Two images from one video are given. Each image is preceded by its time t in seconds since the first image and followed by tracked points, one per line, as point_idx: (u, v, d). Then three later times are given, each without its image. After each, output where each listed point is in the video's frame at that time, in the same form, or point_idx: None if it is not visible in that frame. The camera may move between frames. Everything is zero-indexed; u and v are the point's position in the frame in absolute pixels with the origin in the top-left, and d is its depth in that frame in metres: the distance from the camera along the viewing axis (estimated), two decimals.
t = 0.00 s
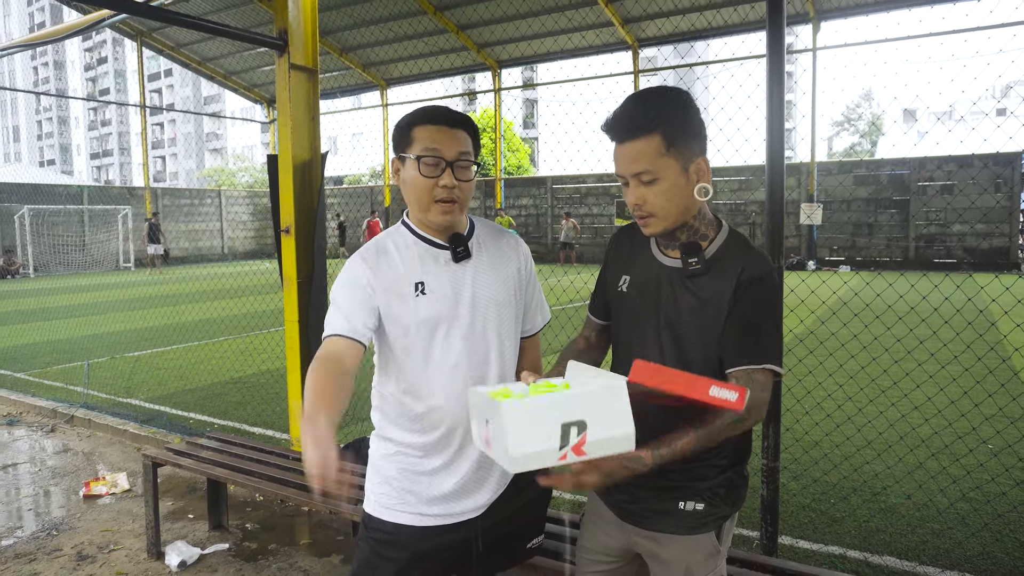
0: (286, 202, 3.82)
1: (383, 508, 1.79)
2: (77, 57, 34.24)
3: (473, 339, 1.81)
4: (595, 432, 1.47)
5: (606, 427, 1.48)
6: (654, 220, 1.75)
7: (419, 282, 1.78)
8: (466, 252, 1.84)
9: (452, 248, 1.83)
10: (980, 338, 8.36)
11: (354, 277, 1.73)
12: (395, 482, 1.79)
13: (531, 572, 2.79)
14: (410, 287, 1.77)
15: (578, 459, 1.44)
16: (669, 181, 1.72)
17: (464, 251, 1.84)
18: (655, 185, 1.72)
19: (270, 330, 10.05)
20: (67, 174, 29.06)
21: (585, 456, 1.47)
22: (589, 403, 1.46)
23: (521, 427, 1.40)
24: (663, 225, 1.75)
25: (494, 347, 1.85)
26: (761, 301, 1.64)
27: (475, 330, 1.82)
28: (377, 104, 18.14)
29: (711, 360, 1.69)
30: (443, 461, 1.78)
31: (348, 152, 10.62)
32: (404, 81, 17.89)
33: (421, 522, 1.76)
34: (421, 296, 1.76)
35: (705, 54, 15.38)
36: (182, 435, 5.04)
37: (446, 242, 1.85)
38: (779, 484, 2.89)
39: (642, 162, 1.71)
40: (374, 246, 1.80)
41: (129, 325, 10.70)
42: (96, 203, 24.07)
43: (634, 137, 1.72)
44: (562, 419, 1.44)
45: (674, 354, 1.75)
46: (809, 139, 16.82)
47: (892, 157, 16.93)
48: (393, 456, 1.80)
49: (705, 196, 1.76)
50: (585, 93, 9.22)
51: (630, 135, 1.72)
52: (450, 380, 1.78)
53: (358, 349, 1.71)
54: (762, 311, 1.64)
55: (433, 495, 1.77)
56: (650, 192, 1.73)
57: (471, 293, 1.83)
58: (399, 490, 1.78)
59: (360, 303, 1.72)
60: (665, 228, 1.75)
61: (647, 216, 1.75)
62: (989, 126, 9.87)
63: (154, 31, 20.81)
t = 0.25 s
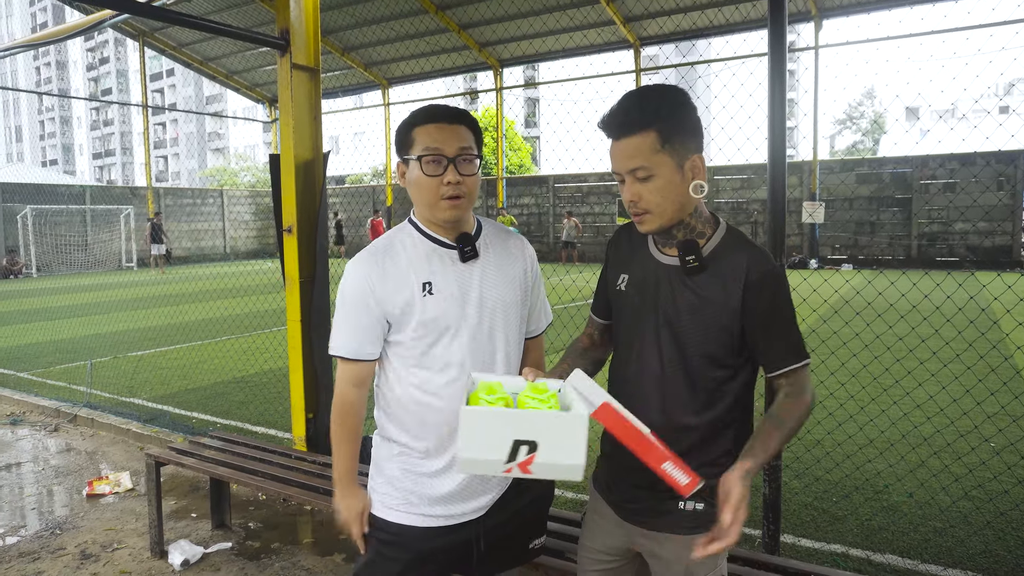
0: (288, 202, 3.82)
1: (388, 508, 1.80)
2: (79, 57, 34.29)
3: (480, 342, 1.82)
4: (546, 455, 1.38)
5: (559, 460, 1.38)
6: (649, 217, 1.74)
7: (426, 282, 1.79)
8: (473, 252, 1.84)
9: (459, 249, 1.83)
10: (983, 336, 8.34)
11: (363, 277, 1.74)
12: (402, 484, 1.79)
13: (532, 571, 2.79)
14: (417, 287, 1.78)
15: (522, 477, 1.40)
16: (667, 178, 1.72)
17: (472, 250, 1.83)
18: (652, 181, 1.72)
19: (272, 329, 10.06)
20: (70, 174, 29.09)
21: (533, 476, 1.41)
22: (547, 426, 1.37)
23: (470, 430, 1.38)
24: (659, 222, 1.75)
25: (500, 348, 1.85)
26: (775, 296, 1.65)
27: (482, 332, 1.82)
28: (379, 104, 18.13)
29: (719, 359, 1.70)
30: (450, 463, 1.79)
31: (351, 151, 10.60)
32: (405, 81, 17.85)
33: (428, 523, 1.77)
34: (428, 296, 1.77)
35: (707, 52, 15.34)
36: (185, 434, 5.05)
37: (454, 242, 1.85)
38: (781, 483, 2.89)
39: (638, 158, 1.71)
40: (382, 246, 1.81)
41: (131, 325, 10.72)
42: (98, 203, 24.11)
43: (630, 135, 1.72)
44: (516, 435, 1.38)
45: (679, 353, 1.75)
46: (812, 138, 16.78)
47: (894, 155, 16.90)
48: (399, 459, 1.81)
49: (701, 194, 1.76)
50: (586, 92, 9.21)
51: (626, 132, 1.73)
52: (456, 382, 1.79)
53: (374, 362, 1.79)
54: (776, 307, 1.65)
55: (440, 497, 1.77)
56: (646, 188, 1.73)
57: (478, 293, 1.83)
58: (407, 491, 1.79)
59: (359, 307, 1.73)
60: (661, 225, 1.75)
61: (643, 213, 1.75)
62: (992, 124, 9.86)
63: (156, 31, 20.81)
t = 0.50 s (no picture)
0: (291, 202, 3.83)
1: (384, 506, 1.82)
2: (82, 58, 34.37)
3: (477, 343, 1.82)
4: (529, 464, 1.43)
5: (541, 472, 1.43)
6: (657, 215, 1.75)
7: (422, 283, 1.80)
8: (473, 253, 1.83)
9: (459, 249, 1.83)
10: (986, 334, 8.32)
11: (357, 278, 1.81)
12: (398, 484, 1.82)
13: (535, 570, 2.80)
14: (414, 288, 1.80)
15: (507, 484, 1.45)
16: (673, 175, 1.72)
17: (471, 251, 1.83)
18: (660, 178, 1.72)
19: (275, 329, 10.07)
20: (73, 175, 29.14)
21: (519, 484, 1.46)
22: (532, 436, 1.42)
23: (454, 440, 1.45)
24: (665, 220, 1.75)
25: (500, 349, 1.85)
26: (779, 291, 1.68)
27: (478, 333, 1.82)
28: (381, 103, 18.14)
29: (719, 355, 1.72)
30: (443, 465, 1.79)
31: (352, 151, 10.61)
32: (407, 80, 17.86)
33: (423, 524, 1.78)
34: (424, 296, 1.79)
35: (709, 50, 15.31)
36: (188, 434, 5.06)
37: (454, 242, 1.84)
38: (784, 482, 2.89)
39: (648, 156, 1.71)
40: (381, 248, 1.84)
41: (135, 325, 10.75)
42: (101, 204, 24.16)
43: (637, 132, 1.72)
44: (498, 444, 1.43)
45: (680, 351, 1.75)
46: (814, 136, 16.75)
47: (897, 153, 16.86)
48: (396, 459, 1.84)
49: (709, 191, 1.76)
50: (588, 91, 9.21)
51: (633, 129, 1.73)
52: (448, 383, 1.79)
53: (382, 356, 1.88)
54: (779, 303, 1.68)
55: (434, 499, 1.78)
56: (654, 185, 1.73)
57: (476, 295, 1.83)
58: (403, 491, 1.81)
59: (359, 309, 1.81)
60: (668, 223, 1.76)
61: (650, 210, 1.76)
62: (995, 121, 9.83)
63: (158, 31, 20.84)
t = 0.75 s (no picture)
0: (292, 202, 3.83)
1: (379, 504, 1.85)
2: (83, 58, 34.39)
3: (472, 338, 1.82)
4: (587, 480, 1.38)
5: (602, 487, 1.38)
6: (659, 211, 1.75)
7: (420, 276, 1.81)
8: (472, 248, 1.84)
9: (459, 244, 1.84)
10: (988, 333, 8.30)
11: (357, 270, 1.80)
12: (391, 479, 1.84)
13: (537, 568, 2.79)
14: (411, 280, 1.80)
15: (565, 501, 1.40)
16: (676, 171, 1.72)
17: (470, 246, 1.84)
18: (663, 175, 1.72)
19: (278, 328, 10.08)
20: (75, 174, 29.20)
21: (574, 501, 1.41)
22: (588, 452, 1.37)
23: (515, 456, 1.39)
24: (668, 216, 1.76)
25: (497, 345, 1.85)
26: (768, 290, 1.67)
27: (474, 329, 1.82)
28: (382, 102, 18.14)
29: (713, 353, 1.72)
30: (435, 462, 1.81)
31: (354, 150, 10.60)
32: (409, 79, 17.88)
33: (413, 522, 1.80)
34: (420, 290, 1.79)
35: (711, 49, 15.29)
36: (191, 433, 5.07)
37: (454, 237, 1.86)
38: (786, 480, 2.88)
39: (651, 151, 1.71)
40: (382, 241, 1.85)
41: (137, 325, 10.76)
42: (103, 203, 24.19)
43: (640, 128, 1.72)
44: (553, 461, 1.38)
45: (677, 349, 1.76)
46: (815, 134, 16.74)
47: (899, 151, 16.81)
48: (389, 455, 1.86)
49: (711, 188, 1.76)
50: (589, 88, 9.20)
51: (637, 125, 1.72)
52: (441, 378, 1.80)
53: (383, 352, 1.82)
54: (766, 304, 1.67)
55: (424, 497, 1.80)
56: (657, 181, 1.73)
57: (473, 291, 1.83)
58: (395, 488, 1.83)
59: (363, 300, 1.79)
60: (670, 219, 1.76)
61: (653, 206, 1.76)
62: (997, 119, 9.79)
63: (160, 31, 20.86)
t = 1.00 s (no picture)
0: (293, 200, 3.83)
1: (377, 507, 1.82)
2: (85, 55, 34.38)
3: (475, 335, 1.82)
4: (582, 486, 1.40)
5: (597, 492, 1.40)
6: (658, 210, 1.75)
7: (422, 272, 1.79)
8: (473, 245, 1.83)
9: (460, 241, 1.83)
10: (989, 332, 8.28)
11: (358, 264, 1.75)
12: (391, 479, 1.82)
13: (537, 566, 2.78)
14: (413, 275, 1.78)
15: (560, 505, 1.41)
16: (675, 170, 1.72)
17: (471, 243, 1.84)
18: (661, 174, 1.72)
19: (278, 326, 10.08)
20: (76, 172, 29.24)
21: (571, 504, 1.43)
22: (586, 459, 1.39)
23: (508, 460, 1.40)
24: (667, 215, 1.76)
25: (498, 342, 1.85)
26: (768, 288, 1.67)
27: (476, 326, 1.82)
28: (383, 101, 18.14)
29: (713, 352, 1.72)
30: (436, 459, 1.80)
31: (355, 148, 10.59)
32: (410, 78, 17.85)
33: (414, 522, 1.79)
34: (423, 285, 1.78)
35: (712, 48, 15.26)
36: (191, 431, 5.07)
37: (455, 233, 1.85)
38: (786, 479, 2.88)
39: (650, 150, 1.70)
40: (382, 234, 1.82)
41: (137, 322, 10.76)
42: (104, 201, 24.18)
43: (639, 127, 1.71)
44: (551, 466, 1.40)
45: (676, 348, 1.76)
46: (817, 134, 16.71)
47: (900, 150, 16.79)
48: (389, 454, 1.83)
49: (709, 187, 1.77)
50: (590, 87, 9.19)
51: (636, 123, 1.72)
52: (444, 376, 1.79)
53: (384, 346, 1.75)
54: (765, 303, 1.67)
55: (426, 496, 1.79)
56: (655, 181, 1.73)
57: (474, 288, 1.83)
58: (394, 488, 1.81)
59: (365, 296, 1.74)
60: (668, 218, 1.76)
61: (651, 205, 1.76)
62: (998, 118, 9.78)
63: (161, 29, 20.84)
